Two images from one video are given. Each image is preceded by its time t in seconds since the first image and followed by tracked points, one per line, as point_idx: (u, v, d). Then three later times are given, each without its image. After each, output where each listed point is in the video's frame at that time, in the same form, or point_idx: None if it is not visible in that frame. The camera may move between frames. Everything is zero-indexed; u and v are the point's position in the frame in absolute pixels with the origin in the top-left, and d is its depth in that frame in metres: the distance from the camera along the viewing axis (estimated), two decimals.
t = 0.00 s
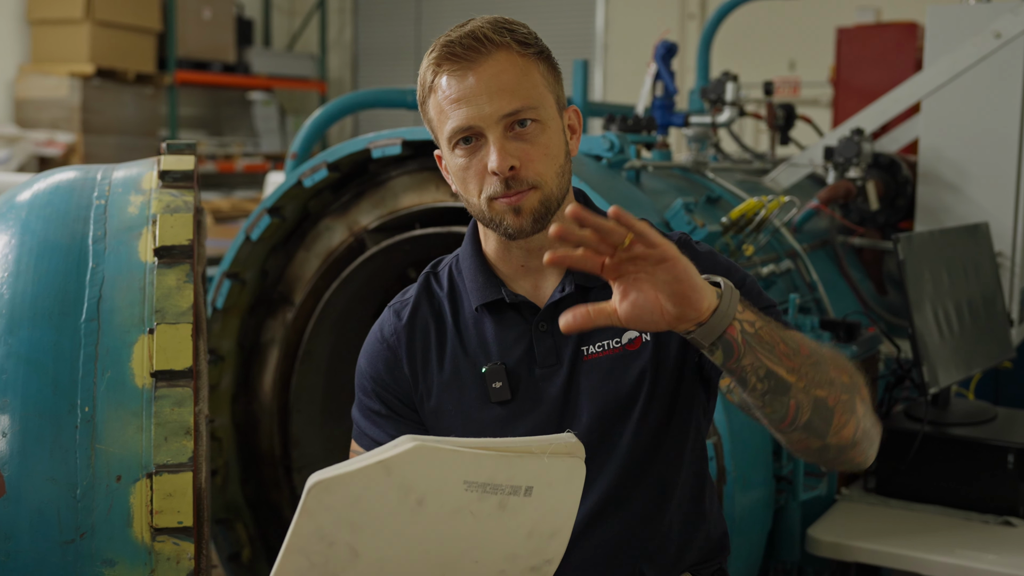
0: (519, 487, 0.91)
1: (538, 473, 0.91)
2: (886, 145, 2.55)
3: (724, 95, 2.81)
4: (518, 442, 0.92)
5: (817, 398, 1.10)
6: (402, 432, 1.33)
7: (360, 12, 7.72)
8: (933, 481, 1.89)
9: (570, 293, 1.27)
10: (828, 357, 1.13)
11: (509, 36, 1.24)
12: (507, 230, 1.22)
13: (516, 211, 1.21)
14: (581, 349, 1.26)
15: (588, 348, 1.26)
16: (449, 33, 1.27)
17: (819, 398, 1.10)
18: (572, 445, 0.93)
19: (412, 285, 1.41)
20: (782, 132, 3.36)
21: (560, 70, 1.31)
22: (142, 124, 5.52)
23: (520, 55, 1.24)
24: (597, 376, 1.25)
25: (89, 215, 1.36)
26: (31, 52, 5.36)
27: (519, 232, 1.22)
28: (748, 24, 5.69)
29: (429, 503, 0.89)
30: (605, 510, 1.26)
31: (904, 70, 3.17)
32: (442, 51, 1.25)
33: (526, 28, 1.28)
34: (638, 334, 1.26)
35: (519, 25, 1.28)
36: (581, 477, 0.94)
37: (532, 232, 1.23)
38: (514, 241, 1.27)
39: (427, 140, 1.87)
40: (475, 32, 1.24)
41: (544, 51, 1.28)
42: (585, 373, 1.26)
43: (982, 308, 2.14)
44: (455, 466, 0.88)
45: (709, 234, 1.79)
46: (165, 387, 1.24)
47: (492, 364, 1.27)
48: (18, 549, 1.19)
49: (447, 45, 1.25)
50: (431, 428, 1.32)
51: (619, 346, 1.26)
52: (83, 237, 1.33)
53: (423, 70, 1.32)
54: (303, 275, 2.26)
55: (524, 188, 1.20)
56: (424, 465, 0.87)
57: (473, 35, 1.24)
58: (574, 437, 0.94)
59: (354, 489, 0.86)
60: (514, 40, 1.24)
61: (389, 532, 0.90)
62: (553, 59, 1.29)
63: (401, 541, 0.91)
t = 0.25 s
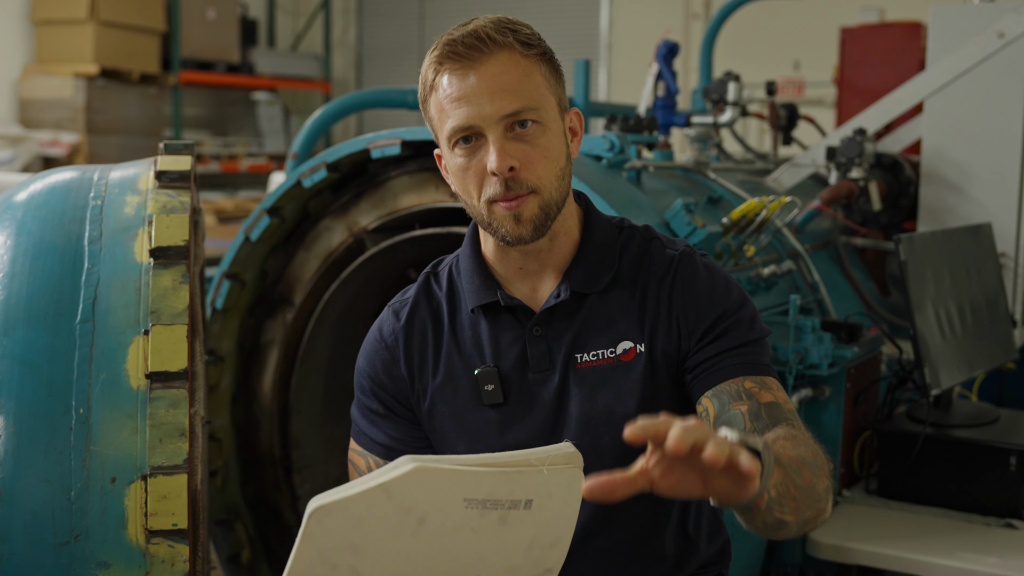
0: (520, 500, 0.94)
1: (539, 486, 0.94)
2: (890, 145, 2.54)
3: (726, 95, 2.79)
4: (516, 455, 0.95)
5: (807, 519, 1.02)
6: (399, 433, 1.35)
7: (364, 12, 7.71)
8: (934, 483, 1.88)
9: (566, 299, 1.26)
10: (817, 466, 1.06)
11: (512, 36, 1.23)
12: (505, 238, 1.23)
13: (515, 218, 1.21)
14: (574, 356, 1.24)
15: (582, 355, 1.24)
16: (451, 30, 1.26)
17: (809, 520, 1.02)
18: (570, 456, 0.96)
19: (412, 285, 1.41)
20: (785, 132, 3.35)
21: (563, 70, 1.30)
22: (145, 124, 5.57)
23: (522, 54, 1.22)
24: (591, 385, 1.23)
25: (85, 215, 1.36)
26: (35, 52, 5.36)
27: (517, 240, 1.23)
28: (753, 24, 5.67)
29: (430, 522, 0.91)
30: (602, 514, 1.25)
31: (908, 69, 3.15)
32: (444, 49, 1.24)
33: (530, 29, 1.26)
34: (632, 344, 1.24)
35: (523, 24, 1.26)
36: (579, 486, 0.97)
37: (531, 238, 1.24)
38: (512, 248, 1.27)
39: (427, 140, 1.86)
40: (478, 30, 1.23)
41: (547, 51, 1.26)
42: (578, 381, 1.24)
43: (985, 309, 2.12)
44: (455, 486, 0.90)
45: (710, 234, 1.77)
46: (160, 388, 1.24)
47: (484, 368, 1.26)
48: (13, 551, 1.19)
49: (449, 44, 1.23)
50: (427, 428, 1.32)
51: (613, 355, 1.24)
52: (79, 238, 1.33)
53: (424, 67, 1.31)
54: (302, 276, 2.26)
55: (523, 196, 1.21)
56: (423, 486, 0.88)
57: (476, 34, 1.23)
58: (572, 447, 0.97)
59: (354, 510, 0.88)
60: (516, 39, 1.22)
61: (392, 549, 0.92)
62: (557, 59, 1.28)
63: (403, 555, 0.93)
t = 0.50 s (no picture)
0: (533, 515, 0.92)
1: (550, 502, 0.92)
2: (893, 144, 2.55)
3: (729, 93, 2.78)
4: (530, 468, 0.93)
5: (812, 540, 1.04)
6: (394, 432, 1.36)
7: (368, 11, 7.71)
8: (937, 484, 1.87)
9: (557, 296, 1.26)
10: (823, 487, 1.08)
11: (504, 26, 1.22)
12: (493, 229, 1.23)
13: (503, 210, 1.21)
14: (568, 356, 1.23)
15: (576, 356, 1.23)
16: (444, 22, 1.26)
17: (814, 541, 1.04)
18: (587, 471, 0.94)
19: (408, 284, 1.40)
20: (788, 131, 3.33)
21: (557, 63, 1.29)
22: (149, 124, 5.56)
23: (514, 45, 1.22)
24: (585, 387, 1.22)
25: (82, 213, 1.35)
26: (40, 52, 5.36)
27: (505, 232, 1.23)
28: (758, 23, 5.66)
29: (442, 532, 0.90)
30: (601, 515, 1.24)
31: (913, 68, 3.13)
32: (435, 39, 1.24)
33: (524, 21, 1.26)
34: (628, 346, 1.22)
35: (517, 16, 1.26)
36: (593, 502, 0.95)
37: (520, 230, 1.23)
38: (504, 240, 1.27)
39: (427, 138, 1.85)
40: (469, 20, 1.22)
41: (541, 44, 1.26)
42: (570, 382, 1.23)
43: (989, 309, 2.11)
44: (470, 498, 0.89)
45: (711, 233, 1.75)
46: (157, 387, 1.24)
47: (475, 366, 1.25)
48: (9, 548, 1.20)
49: (440, 34, 1.23)
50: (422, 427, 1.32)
51: (607, 357, 1.22)
52: (76, 235, 1.32)
53: (418, 59, 1.31)
54: (302, 275, 2.26)
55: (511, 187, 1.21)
56: (441, 496, 0.87)
57: (467, 23, 1.22)
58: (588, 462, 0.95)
59: (369, 516, 0.88)
60: (508, 29, 1.22)
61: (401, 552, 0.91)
62: (551, 52, 1.27)
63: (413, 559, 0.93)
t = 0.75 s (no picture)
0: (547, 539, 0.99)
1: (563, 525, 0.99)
2: (897, 144, 2.54)
3: (733, 93, 2.76)
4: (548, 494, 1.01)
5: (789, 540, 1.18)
6: (390, 432, 1.36)
7: (373, 11, 7.71)
8: (941, 485, 1.86)
9: (558, 300, 1.24)
10: (808, 506, 1.19)
11: (505, 24, 1.21)
12: (494, 237, 1.23)
13: (506, 219, 1.21)
14: (569, 361, 1.22)
15: (578, 361, 1.22)
16: (445, 18, 1.25)
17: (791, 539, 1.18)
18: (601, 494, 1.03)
19: (406, 284, 1.39)
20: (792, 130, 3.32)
21: (559, 61, 1.29)
22: (154, 124, 5.56)
23: (515, 44, 1.21)
24: (586, 391, 1.21)
25: (83, 212, 1.35)
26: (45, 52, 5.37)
27: (507, 240, 1.22)
28: (762, 23, 5.64)
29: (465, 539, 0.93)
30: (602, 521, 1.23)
31: (918, 67, 3.12)
32: (436, 36, 1.23)
33: (526, 19, 1.25)
34: (631, 353, 1.22)
35: (519, 14, 1.25)
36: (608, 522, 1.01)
37: (519, 230, 1.23)
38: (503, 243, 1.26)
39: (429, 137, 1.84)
40: (470, 18, 1.22)
41: (543, 42, 1.25)
42: (571, 386, 1.22)
43: (993, 310, 2.10)
44: (503, 513, 0.94)
45: (714, 233, 1.74)
46: (156, 387, 1.24)
47: (473, 369, 1.25)
48: (9, 548, 1.20)
49: (441, 31, 1.22)
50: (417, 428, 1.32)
51: (610, 363, 1.22)
52: (76, 235, 1.32)
53: (418, 56, 1.30)
54: (304, 275, 2.25)
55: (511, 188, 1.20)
56: (475, 504, 0.92)
57: (468, 21, 1.21)
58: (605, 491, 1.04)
59: (400, 508, 0.90)
60: (510, 28, 1.21)
61: (416, 557, 0.93)
62: (553, 50, 1.26)
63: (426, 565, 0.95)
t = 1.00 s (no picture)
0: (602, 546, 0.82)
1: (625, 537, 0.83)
2: (902, 143, 2.53)
3: (736, 93, 2.76)
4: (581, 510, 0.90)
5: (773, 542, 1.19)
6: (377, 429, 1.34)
7: (377, 11, 7.71)
8: (943, 486, 1.85)
9: (560, 301, 1.24)
10: (792, 510, 1.19)
11: (503, 23, 1.21)
12: (493, 229, 1.21)
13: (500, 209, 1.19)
14: (572, 361, 1.22)
15: (580, 361, 1.22)
16: (441, 18, 1.24)
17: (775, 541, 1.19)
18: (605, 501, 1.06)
19: (397, 281, 1.39)
20: (796, 130, 3.31)
21: (556, 60, 1.28)
22: (158, 124, 5.56)
23: (513, 43, 1.21)
24: (589, 392, 1.22)
25: (84, 212, 1.35)
26: (49, 52, 5.38)
27: (504, 231, 1.21)
28: (766, 23, 5.64)
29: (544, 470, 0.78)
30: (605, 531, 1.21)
31: (922, 68, 3.11)
32: (432, 36, 1.22)
33: (523, 17, 1.25)
34: (634, 353, 1.22)
35: (516, 13, 1.25)
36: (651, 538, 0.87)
37: (517, 232, 1.22)
38: (501, 240, 1.25)
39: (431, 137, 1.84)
40: (467, 17, 1.21)
41: (540, 41, 1.25)
42: (575, 386, 1.22)
43: (997, 311, 2.10)
44: (585, 467, 0.79)
45: (716, 233, 1.74)
46: (157, 387, 1.23)
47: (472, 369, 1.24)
48: (9, 549, 1.20)
49: (438, 31, 1.22)
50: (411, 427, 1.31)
51: (613, 363, 1.22)
52: (77, 235, 1.32)
53: (413, 55, 1.29)
54: (306, 275, 2.25)
55: (508, 189, 1.19)
56: (572, 435, 0.78)
57: (465, 20, 1.21)
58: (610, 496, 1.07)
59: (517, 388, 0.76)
60: (507, 27, 1.21)
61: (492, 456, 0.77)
62: (550, 49, 1.27)
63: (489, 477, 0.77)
